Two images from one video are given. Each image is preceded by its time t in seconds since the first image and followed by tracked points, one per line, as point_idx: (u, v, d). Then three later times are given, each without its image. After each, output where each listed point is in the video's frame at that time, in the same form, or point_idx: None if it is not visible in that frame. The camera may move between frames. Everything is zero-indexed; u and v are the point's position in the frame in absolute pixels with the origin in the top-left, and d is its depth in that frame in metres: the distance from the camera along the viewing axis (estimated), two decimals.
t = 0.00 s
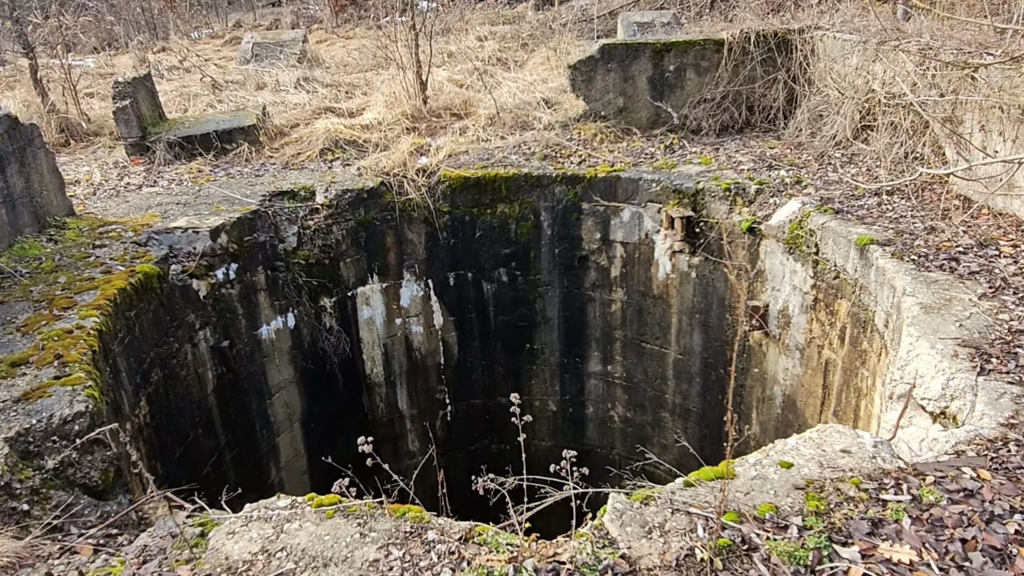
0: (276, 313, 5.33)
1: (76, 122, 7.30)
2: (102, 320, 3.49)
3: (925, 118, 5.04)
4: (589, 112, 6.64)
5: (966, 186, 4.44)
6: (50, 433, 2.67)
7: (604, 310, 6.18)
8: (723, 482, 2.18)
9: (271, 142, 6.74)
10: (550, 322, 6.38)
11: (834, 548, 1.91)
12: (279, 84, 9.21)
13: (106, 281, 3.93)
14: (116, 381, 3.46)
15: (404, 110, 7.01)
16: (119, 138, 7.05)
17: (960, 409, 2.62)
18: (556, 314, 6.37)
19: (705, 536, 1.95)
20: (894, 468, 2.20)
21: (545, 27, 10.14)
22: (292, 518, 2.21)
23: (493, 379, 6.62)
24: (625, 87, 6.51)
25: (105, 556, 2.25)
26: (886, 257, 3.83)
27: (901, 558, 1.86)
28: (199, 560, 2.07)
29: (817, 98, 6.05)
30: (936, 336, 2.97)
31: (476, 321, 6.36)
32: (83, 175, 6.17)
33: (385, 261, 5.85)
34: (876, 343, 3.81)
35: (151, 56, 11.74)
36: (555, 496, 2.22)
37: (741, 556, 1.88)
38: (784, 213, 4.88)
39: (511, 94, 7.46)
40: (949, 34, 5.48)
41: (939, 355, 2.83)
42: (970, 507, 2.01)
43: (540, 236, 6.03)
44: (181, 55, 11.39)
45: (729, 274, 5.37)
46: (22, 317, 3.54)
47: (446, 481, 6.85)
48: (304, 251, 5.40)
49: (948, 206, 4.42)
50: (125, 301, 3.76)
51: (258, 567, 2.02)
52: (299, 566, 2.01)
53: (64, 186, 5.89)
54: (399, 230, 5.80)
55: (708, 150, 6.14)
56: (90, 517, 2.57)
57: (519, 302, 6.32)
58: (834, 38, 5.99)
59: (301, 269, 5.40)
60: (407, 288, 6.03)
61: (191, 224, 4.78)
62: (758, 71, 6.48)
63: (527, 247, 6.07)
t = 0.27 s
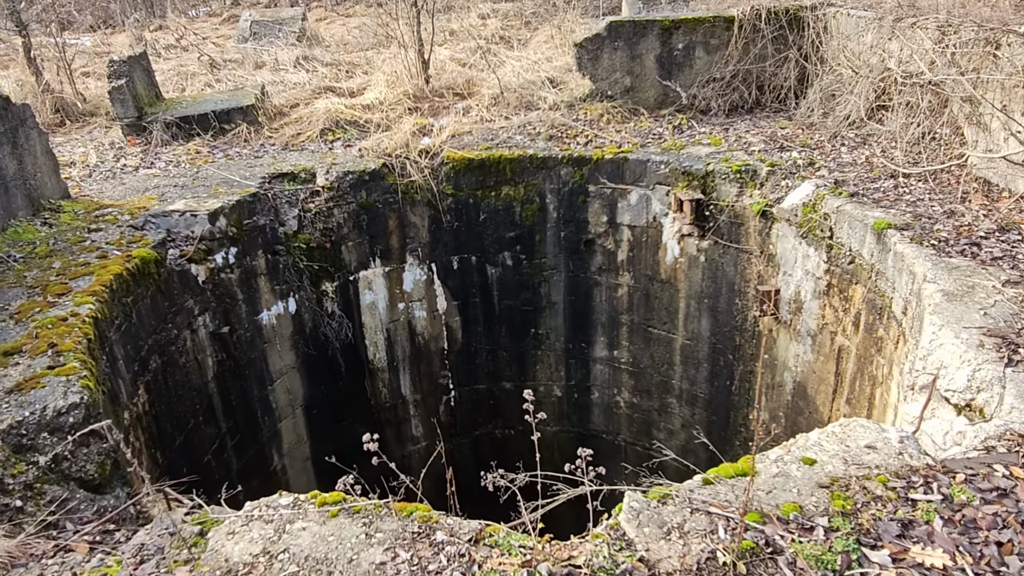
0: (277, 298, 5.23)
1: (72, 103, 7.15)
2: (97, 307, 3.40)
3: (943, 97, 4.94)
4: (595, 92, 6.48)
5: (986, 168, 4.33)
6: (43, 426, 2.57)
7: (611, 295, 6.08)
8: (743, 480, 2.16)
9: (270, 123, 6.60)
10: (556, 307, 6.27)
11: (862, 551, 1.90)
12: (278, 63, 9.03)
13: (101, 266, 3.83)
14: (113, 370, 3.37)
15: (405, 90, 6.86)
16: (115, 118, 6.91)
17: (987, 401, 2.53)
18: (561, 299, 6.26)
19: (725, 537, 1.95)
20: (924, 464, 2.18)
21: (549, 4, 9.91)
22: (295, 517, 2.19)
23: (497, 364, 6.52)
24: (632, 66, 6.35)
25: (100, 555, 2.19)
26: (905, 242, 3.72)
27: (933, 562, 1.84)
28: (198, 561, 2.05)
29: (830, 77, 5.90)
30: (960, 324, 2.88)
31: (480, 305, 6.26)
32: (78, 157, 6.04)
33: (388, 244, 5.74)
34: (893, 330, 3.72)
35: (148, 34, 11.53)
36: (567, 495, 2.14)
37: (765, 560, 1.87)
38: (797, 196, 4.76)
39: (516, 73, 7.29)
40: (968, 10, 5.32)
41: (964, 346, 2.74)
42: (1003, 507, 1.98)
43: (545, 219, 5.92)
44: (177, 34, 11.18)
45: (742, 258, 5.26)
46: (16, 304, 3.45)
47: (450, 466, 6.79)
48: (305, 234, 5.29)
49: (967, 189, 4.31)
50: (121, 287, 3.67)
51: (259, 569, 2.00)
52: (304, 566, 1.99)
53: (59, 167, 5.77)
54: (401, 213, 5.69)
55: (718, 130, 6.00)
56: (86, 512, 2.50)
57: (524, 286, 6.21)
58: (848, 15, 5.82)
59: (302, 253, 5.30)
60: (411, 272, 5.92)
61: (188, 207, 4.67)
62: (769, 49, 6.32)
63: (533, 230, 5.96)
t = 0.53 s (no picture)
0: (277, 283, 5.11)
1: (64, 82, 6.97)
2: (91, 297, 3.28)
3: (962, 78, 4.75)
4: (602, 71, 6.30)
5: (1007, 152, 4.21)
6: (36, 424, 2.48)
7: (617, 279, 5.95)
8: (769, 483, 2.15)
9: (267, 103, 6.43)
10: (561, 291, 6.15)
11: (899, 562, 1.88)
12: (275, 41, 8.81)
13: (95, 253, 3.71)
14: (109, 361, 3.27)
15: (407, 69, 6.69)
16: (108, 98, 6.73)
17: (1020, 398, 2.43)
18: (566, 283, 6.13)
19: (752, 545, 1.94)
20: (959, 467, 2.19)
21: None
22: (301, 523, 2.14)
23: (501, 349, 6.40)
24: (640, 44, 6.17)
25: (96, 562, 2.11)
26: (926, 228, 3.60)
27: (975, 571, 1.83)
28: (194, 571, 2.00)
29: (844, 55, 5.73)
30: (987, 316, 2.78)
31: (484, 290, 6.15)
32: (71, 138, 5.89)
33: (390, 228, 5.62)
34: (912, 319, 3.62)
35: (142, 11, 11.26)
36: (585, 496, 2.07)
37: (797, 571, 1.86)
38: (812, 178, 4.64)
39: (519, 51, 7.11)
40: None
41: (992, 340, 2.64)
42: None
43: (551, 202, 5.80)
44: (171, 10, 10.91)
45: (753, 242, 5.14)
46: (7, 294, 3.35)
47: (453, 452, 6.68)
48: (305, 218, 5.17)
49: (987, 174, 4.20)
50: (117, 275, 3.55)
51: None
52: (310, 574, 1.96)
53: (52, 149, 5.62)
54: (404, 196, 5.56)
55: (728, 110, 5.85)
56: (83, 513, 2.41)
57: (528, 270, 6.09)
58: None
59: (302, 236, 5.17)
60: (413, 256, 5.81)
61: (185, 191, 4.54)
62: (781, 27, 6.15)
63: (537, 213, 5.83)
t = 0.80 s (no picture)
0: (277, 266, 5.01)
1: (57, 59, 6.81)
2: (86, 283, 3.19)
3: (981, 54, 4.63)
4: (607, 46, 6.13)
5: None
6: (30, 418, 2.42)
7: (623, 260, 5.84)
8: (791, 483, 2.17)
9: (265, 80, 6.28)
10: (565, 273, 6.05)
11: (929, 568, 1.87)
12: (273, 16, 8.60)
13: (90, 238, 3.61)
14: (105, 349, 3.20)
15: (407, 45, 6.52)
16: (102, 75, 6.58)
17: None
18: (571, 264, 6.02)
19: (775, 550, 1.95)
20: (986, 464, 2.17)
21: None
22: (304, 527, 2.13)
23: (504, 332, 6.31)
24: (647, 18, 5.99)
25: (93, 563, 2.10)
26: (945, 211, 3.50)
27: None
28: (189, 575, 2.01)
29: (858, 30, 5.56)
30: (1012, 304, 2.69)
31: (488, 272, 6.05)
32: (65, 117, 5.75)
33: (391, 209, 5.51)
34: (929, 305, 3.53)
35: None
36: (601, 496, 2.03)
37: None
38: (824, 157, 4.51)
39: (523, 26, 6.92)
40: None
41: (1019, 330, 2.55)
42: None
43: (555, 182, 5.68)
44: None
45: (763, 223, 5.02)
46: None
47: (455, 434, 6.59)
48: (305, 199, 5.06)
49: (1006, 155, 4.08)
50: (112, 260, 3.46)
51: None
52: None
53: (45, 128, 5.49)
54: (405, 177, 5.45)
55: (737, 87, 5.70)
56: (80, 509, 2.34)
57: (532, 251, 5.98)
58: None
59: (302, 218, 5.06)
60: (416, 238, 5.71)
61: (181, 172, 4.43)
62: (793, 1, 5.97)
63: (542, 193, 5.71)
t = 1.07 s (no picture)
0: (276, 247, 4.92)
1: (49, 32, 6.64)
2: (78, 266, 3.11)
3: (1001, 27, 4.50)
4: (613, 19, 5.96)
5: None
6: (20, 407, 2.35)
7: (629, 240, 5.73)
8: (807, 480, 2.13)
9: (262, 55, 6.12)
10: (569, 253, 5.94)
11: (954, 571, 1.82)
12: None
13: (81, 219, 3.51)
14: (99, 333, 3.12)
15: (408, 18, 6.34)
16: (96, 50, 6.42)
17: None
18: (575, 244, 5.91)
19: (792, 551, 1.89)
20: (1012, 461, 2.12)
21: None
22: (299, 526, 2.09)
23: (507, 312, 6.22)
24: None
25: (85, 560, 2.06)
26: (963, 191, 3.39)
27: None
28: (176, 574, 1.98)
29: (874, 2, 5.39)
30: None
31: (490, 251, 5.95)
32: (58, 93, 5.61)
33: (392, 187, 5.41)
34: (945, 289, 3.44)
35: None
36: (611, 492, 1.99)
37: None
38: (838, 135, 4.38)
39: None
40: None
41: None
42: None
43: (559, 160, 5.55)
44: None
45: (772, 202, 4.90)
46: None
47: (457, 415, 6.53)
48: (304, 177, 4.94)
49: None
50: (104, 242, 3.37)
51: None
52: None
53: (37, 105, 5.36)
54: (406, 154, 5.33)
55: (747, 61, 5.54)
56: (73, 501, 2.28)
57: (535, 230, 5.87)
58: None
59: (301, 197, 4.95)
60: (417, 217, 5.60)
61: (176, 150, 4.32)
62: None
63: (546, 170, 5.59)
